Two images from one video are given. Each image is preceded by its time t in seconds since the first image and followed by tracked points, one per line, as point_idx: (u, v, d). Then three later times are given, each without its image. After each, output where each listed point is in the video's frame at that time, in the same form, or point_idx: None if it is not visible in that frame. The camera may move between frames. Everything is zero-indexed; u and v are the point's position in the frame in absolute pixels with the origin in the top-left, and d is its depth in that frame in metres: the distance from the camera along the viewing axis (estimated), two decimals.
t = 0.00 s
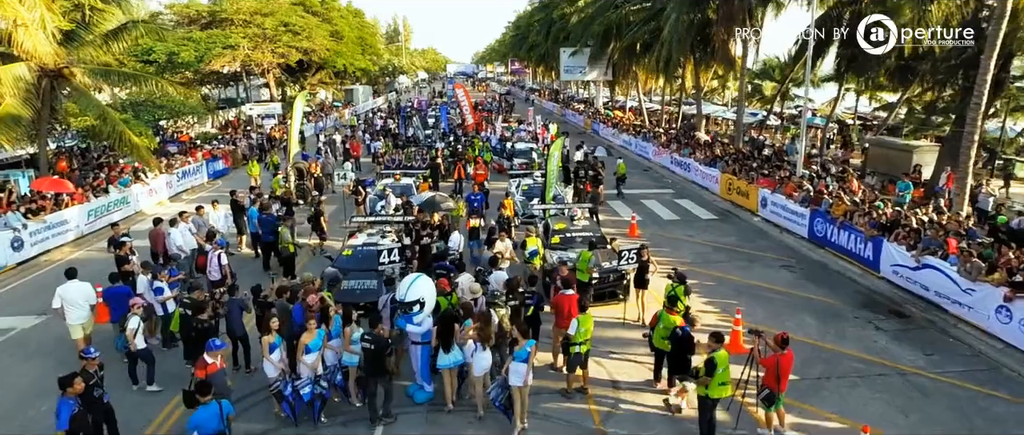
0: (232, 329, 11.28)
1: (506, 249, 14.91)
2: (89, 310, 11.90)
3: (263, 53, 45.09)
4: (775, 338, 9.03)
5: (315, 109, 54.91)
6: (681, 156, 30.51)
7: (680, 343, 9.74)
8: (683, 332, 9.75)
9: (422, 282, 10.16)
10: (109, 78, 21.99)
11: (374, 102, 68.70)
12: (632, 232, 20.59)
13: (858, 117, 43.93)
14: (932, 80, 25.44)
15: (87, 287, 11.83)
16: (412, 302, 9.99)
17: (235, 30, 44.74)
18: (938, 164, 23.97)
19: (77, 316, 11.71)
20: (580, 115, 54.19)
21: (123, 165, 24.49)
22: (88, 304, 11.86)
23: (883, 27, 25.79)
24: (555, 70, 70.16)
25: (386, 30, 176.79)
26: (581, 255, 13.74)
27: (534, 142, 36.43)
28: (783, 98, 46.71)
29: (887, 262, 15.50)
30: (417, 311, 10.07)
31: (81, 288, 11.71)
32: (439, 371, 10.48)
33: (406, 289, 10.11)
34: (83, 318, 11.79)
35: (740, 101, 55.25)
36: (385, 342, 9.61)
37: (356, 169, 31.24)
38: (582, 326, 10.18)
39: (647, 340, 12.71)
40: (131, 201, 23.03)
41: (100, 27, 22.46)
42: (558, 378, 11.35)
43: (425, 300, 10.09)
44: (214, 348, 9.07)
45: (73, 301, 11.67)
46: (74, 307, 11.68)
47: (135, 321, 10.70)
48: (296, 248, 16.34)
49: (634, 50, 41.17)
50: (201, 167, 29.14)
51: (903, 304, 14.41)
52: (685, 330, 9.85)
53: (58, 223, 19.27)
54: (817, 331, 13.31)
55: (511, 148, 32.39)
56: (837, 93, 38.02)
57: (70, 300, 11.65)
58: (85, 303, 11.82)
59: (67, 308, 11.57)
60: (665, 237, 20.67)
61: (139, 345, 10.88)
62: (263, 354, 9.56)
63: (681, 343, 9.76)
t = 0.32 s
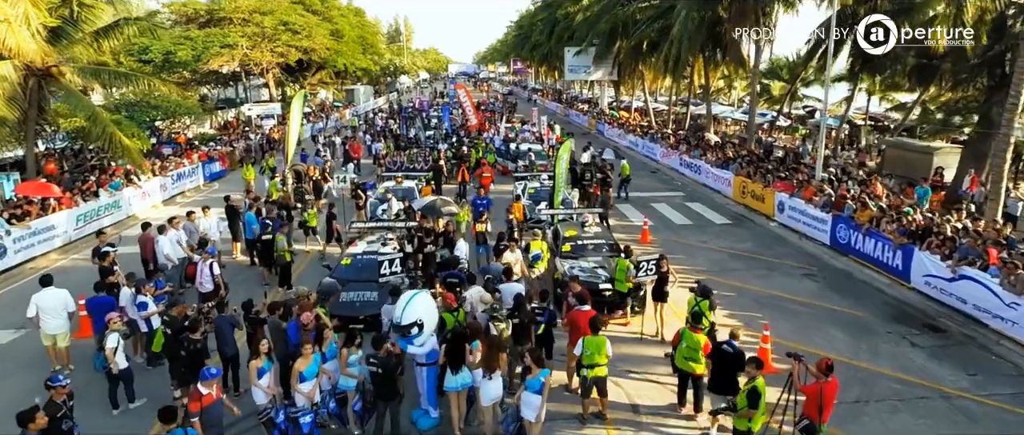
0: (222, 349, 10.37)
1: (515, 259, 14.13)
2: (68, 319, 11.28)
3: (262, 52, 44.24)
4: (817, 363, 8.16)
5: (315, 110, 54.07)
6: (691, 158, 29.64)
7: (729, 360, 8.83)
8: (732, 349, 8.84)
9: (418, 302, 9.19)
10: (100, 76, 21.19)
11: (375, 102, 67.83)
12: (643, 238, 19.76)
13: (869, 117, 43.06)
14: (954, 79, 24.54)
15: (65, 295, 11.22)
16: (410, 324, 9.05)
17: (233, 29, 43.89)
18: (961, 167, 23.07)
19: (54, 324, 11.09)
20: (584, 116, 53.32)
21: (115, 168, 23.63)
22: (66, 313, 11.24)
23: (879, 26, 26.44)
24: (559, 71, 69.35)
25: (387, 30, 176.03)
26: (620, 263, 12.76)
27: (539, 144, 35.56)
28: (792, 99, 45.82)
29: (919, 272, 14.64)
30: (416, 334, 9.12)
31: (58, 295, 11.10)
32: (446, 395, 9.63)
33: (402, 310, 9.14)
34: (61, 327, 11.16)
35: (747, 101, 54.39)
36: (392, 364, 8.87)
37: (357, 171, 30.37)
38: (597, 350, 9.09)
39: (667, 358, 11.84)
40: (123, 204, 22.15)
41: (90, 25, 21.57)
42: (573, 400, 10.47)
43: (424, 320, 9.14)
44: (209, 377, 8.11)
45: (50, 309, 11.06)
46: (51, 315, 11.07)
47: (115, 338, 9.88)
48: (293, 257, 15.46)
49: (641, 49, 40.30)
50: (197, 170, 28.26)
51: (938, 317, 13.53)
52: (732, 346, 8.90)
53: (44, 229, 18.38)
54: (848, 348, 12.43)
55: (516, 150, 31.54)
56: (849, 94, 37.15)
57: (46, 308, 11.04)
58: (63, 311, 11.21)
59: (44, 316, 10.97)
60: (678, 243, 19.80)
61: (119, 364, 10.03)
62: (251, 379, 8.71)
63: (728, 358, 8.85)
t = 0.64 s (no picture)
0: (214, 374, 9.54)
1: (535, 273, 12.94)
2: (43, 333, 10.51)
3: (261, 52, 43.42)
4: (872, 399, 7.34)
5: (316, 112, 53.30)
6: (701, 161, 28.85)
7: (780, 389, 7.99)
8: (784, 378, 8.01)
9: (418, 333, 8.33)
10: (92, 77, 20.39)
11: (377, 103, 67.01)
12: (657, 246, 19.09)
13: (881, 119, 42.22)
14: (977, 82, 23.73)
15: (37, 308, 10.44)
16: (413, 359, 8.26)
17: (232, 29, 43.03)
18: (986, 171, 22.30)
19: (28, 340, 10.31)
20: (589, 117, 52.46)
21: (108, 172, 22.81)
22: (40, 327, 10.46)
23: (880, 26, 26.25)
24: (563, 72, 68.61)
25: (387, 30, 175.43)
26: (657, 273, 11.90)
27: (544, 147, 34.73)
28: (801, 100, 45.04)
29: (954, 285, 13.87)
30: (420, 367, 8.36)
31: (30, 309, 10.32)
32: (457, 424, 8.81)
33: (402, 344, 8.32)
34: (35, 343, 10.40)
35: (754, 103, 53.54)
36: (405, 392, 8.03)
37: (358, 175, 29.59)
38: (617, 380, 7.96)
39: (693, 381, 11.03)
40: (116, 210, 21.34)
41: (80, 23, 20.84)
42: (595, 430, 9.64)
43: (427, 352, 8.34)
44: (204, 421, 7.35)
45: (21, 324, 10.27)
46: (24, 330, 10.30)
47: (99, 361, 9.05)
48: (290, 268, 14.60)
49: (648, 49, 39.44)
50: (193, 174, 27.42)
51: (978, 334, 12.74)
52: (783, 374, 8.10)
53: (32, 237, 17.54)
54: (885, 368, 11.59)
55: (522, 153, 30.70)
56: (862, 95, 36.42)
57: (17, 322, 10.25)
58: (37, 325, 10.43)
59: (16, 331, 10.18)
60: (693, 252, 18.99)
61: (104, 389, 9.19)
62: (243, 412, 7.94)
63: (780, 389, 8.01)
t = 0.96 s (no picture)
0: (203, 407, 8.74)
1: (553, 291, 12.30)
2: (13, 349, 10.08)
3: (260, 54, 42.57)
4: None
5: (316, 113, 52.52)
6: (712, 165, 28.09)
7: (829, 415, 7.47)
8: (831, 402, 7.52)
9: (427, 366, 7.52)
10: (82, 80, 19.66)
11: (377, 105, 66.23)
12: (671, 256, 18.35)
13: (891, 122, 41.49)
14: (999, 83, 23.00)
15: (9, 324, 9.97)
16: (421, 397, 7.52)
17: (230, 30, 42.19)
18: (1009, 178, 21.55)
19: None
20: (593, 119, 51.68)
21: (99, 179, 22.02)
22: (10, 343, 10.00)
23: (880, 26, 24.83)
24: (565, 73, 67.87)
25: (387, 31, 174.70)
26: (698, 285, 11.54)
27: (549, 150, 33.98)
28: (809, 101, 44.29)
29: (990, 302, 13.12)
30: (429, 405, 7.63)
31: None
32: None
33: (409, 380, 7.52)
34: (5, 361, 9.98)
35: (760, 104, 52.79)
36: (411, 430, 7.22)
37: (358, 180, 28.83)
38: (650, 426, 7.15)
39: (720, 410, 10.28)
40: (107, 218, 20.57)
41: (70, 24, 20.09)
42: None
43: (437, 388, 7.61)
44: None
45: None
46: None
47: (79, 392, 8.27)
48: (287, 283, 13.81)
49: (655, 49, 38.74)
50: (189, 179, 26.62)
51: (1019, 356, 11.99)
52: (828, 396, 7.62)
53: (18, 248, 16.75)
54: (924, 394, 10.83)
55: (527, 157, 29.92)
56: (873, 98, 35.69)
57: None
58: (6, 342, 9.94)
59: None
60: (708, 263, 18.22)
61: (84, 421, 8.37)
62: None
63: (831, 418, 7.46)
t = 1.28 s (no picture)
0: None
1: (565, 313, 11.55)
2: None
3: (257, 55, 41.68)
4: None
5: (314, 116, 51.82)
6: (719, 171, 27.40)
7: None
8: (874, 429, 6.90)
9: (437, 401, 6.74)
10: (67, 84, 19.00)
11: (376, 107, 65.48)
12: (681, 268, 17.67)
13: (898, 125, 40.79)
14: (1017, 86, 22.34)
15: None
16: None
17: (226, 31, 41.43)
18: None
19: None
20: (595, 122, 50.92)
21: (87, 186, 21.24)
22: None
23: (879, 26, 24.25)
24: (566, 74, 67.22)
25: (387, 32, 174.18)
26: (724, 294, 11.47)
27: (552, 154, 33.22)
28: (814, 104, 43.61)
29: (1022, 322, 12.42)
30: None
31: None
32: None
33: (416, 418, 6.66)
34: None
35: (764, 106, 52.06)
36: None
37: (356, 185, 28.14)
38: None
39: None
40: (95, 227, 19.85)
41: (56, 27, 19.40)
42: None
43: (446, 428, 6.70)
44: None
45: None
46: None
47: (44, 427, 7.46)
48: (279, 301, 13.10)
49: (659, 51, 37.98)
50: (182, 184, 25.86)
51: None
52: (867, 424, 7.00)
53: None
54: (960, 424, 10.12)
55: (529, 161, 29.16)
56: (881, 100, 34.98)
57: None
58: None
59: None
60: (720, 275, 17.49)
61: None
62: None
63: None
